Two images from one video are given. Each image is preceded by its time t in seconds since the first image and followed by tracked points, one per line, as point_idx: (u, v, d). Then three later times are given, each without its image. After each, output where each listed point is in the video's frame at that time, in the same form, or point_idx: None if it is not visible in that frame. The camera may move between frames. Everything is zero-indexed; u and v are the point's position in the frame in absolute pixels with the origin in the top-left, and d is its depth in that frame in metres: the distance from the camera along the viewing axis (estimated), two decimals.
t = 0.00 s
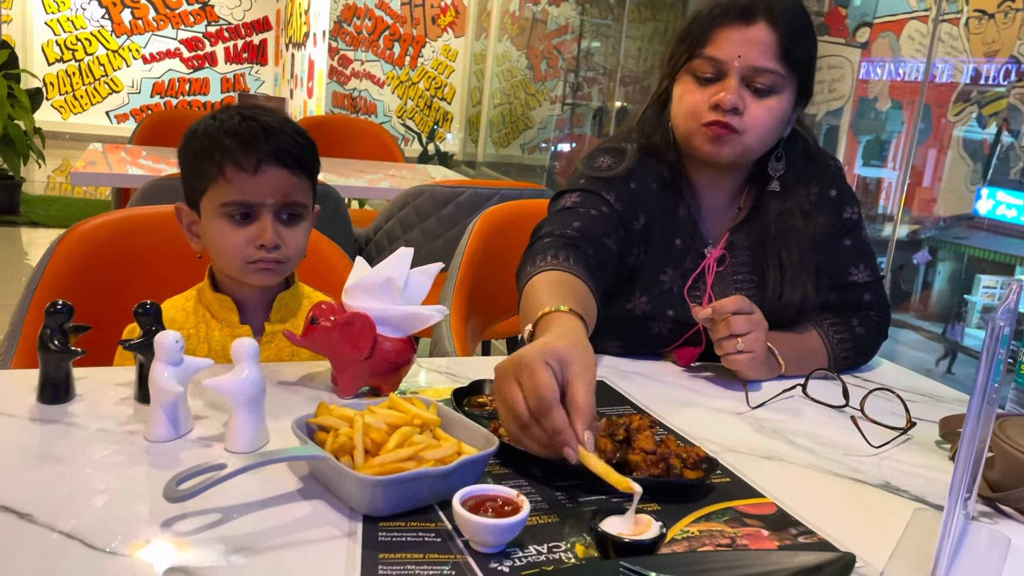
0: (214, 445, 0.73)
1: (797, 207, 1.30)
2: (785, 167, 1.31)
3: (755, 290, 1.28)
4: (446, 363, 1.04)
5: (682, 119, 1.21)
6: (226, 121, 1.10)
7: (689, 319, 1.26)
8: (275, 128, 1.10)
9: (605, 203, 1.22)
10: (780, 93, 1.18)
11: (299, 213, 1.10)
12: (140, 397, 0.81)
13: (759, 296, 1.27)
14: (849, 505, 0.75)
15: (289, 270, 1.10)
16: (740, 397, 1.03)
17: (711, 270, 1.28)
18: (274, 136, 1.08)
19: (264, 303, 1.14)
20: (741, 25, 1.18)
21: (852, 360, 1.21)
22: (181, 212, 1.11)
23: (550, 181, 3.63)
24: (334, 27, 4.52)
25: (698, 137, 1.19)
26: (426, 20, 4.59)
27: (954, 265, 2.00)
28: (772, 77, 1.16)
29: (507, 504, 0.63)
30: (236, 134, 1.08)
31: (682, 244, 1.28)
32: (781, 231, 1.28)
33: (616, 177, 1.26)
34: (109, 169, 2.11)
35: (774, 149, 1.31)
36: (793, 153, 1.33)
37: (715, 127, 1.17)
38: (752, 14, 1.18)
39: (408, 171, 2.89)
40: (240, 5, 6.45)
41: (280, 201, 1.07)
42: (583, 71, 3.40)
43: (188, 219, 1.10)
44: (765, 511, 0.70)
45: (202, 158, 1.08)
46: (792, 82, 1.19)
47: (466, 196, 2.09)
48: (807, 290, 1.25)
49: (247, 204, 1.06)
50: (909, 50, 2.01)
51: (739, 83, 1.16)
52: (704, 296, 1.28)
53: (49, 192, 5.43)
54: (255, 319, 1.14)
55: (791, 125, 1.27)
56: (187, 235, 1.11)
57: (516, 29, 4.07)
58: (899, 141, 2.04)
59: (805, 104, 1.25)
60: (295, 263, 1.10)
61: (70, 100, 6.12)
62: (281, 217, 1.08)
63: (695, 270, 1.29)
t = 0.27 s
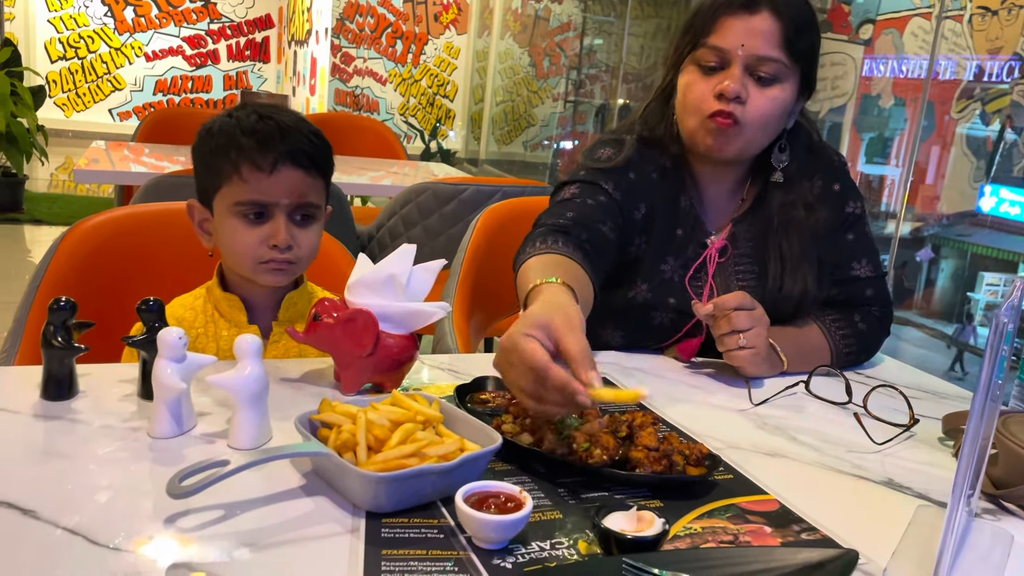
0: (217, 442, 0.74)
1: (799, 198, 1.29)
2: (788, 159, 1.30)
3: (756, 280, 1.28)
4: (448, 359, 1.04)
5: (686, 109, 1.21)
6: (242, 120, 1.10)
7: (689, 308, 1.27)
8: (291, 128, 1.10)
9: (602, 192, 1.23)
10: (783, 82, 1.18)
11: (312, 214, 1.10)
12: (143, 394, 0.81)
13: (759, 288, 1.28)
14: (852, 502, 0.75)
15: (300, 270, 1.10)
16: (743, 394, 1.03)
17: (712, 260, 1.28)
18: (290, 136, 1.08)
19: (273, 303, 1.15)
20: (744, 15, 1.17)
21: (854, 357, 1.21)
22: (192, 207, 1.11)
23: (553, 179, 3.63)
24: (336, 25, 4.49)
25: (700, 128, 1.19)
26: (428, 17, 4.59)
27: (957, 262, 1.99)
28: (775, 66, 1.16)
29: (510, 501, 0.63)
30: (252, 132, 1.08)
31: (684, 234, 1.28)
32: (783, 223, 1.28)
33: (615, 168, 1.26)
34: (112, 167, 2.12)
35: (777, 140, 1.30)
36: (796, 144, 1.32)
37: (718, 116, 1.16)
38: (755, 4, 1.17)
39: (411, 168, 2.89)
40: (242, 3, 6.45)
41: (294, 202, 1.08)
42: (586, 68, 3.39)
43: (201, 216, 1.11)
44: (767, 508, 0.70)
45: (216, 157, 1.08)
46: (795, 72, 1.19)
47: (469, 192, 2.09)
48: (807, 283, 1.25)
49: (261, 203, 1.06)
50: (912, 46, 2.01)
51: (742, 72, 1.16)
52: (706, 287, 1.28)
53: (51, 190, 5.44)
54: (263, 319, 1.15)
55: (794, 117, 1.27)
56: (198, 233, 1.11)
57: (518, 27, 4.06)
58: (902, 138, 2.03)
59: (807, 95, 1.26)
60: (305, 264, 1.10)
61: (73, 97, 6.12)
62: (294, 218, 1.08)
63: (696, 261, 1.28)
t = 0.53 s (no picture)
0: (221, 439, 0.74)
1: (803, 187, 1.31)
2: (792, 145, 1.33)
3: (757, 264, 1.30)
4: (451, 356, 1.04)
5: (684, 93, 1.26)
6: (248, 117, 1.10)
7: (691, 284, 1.30)
8: (298, 125, 1.10)
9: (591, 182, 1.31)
10: (775, 65, 1.21)
11: (321, 211, 1.10)
12: (147, 392, 0.81)
13: (759, 272, 1.29)
14: (856, 500, 0.75)
15: (309, 266, 1.10)
16: (747, 391, 1.03)
17: (714, 239, 1.31)
18: (298, 133, 1.08)
19: (277, 302, 1.15)
20: None
21: (858, 354, 1.21)
22: (197, 205, 1.11)
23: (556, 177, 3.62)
24: (340, 23, 4.55)
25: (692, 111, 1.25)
26: (431, 15, 4.58)
27: (961, 260, 1.98)
28: (767, 49, 1.20)
29: (514, 499, 0.63)
30: (260, 130, 1.08)
31: (687, 212, 1.33)
32: (785, 210, 1.30)
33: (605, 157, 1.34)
34: (116, 165, 2.12)
35: (780, 127, 1.34)
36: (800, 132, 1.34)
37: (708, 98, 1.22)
38: None
39: (414, 166, 2.89)
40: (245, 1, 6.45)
41: (304, 199, 1.08)
42: (589, 66, 3.39)
43: (205, 215, 1.11)
44: (772, 505, 0.70)
45: (223, 154, 1.07)
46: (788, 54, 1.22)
47: (472, 190, 2.08)
48: (804, 273, 1.26)
49: (270, 201, 1.06)
50: (916, 44, 2.00)
51: (733, 54, 1.20)
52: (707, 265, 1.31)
53: (55, 188, 5.44)
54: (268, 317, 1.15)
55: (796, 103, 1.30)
56: (202, 232, 1.11)
57: (521, 25, 4.06)
58: (905, 136, 2.04)
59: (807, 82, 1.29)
60: (315, 259, 1.10)
61: (76, 96, 6.13)
62: (303, 215, 1.08)
63: (698, 238, 1.32)
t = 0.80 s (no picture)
0: (223, 439, 0.74)
1: (811, 184, 1.32)
2: (797, 146, 1.34)
3: (760, 252, 1.33)
4: (455, 356, 1.04)
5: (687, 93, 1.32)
6: (265, 111, 1.11)
7: (691, 262, 1.35)
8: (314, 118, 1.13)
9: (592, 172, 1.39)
10: (768, 70, 1.24)
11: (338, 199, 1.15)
12: (150, 391, 0.81)
13: (760, 260, 1.32)
14: (859, 500, 0.74)
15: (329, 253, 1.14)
16: (749, 390, 1.03)
17: (720, 222, 1.35)
18: (318, 125, 1.12)
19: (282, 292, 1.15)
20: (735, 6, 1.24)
21: (862, 355, 1.20)
22: (211, 202, 1.09)
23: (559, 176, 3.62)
24: (342, 23, 4.57)
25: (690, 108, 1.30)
26: (434, 15, 4.58)
27: (965, 259, 1.98)
28: (759, 54, 1.23)
29: (516, 498, 0.63)
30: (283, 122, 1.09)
31: (695, 195, 1.38)
32: (790, 205, 1.31)
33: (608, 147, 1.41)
34: (119, 165, 2.12)
35: (786, 128, 1.35)
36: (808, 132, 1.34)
37: (702, 99, 1.27)
38: None
39: (417, 165, 2.89)
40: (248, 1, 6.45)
41: (328, 187, 1.11)
42: (592, 65, 3.39)
43: (220, 211, 1.09)
44: (774, 505, 0.70)
45: (248, 147, 1.07)
46: (786, 59, 1.25)
47: (475, 190, 2.08)
48: (806, 269, 1.27)
49: (300, 191, 1.08)
50: (920, 43, 1.99)
51: (728, 58, 1.25)
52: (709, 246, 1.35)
53: (58, 188, 5.45)
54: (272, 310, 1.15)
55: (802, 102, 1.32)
56: (217, 229, 1.09)
57: (524, 24, 4.06)
58: (909, 135, 2.04)
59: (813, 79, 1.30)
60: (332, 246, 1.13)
61: (79, 96, 6.14)
62: (326, 203, 1.12)
63: (705, 220, 1.36)
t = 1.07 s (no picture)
0: (227, 440, 0.74)
1: (818, 184, 1.32)
2: (809, 149, 1.34)
3: (765, 246, 1.32)
4: (458, 357, 1.04)
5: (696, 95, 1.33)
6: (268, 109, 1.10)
7: (694, 254, 1.35)
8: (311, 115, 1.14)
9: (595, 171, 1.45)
10: (773, 73, 1.24)
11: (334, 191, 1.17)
12: (155, 392, 0.81)
13: (764, 256, 1.32)
14: (861, 501, 0.74)
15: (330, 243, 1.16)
16: (752, 391, 1.03)
17: (726, 217, 1.35)
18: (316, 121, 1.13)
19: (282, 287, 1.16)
20: (740, 12, 1.26)
21: (866, 357, 1.20)
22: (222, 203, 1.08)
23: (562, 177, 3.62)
24: (346, 24, 4.55)
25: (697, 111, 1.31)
26: (437, 15, 4.56)
27: (968, 259, 1.99)
28: (763, 58, 1.24)
29: (519, 499, 0.63)
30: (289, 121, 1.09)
31: (700, 193, 1.38)
32: (796, 203, 1.31)
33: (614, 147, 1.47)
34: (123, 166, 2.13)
35: (796, 130, 1.35)
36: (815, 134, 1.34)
37: (709, 102, 1.28)
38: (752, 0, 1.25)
39: (420, 167, 2.89)
40: (252, 2, 6.46)
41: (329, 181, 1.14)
42: (595, 66, 3.36)
43: (233, 213, 1.08)
44: (777, 506, 0.70)
45: (258, 146, 1.06)
46: (792, 63, 1.25)
47: (478, 191, 2.08)
48: (807, 267, 1.27)
49: (308, 188, 1.10)
50: (924, 43, 2.00)
51: (734, 62, 1.25)
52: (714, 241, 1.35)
53: (62, 189, 5.46)
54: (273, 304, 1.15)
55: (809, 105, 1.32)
56: (229, 230, 1.09)
57: (527, 25, 4.06)
58: (912, 136, 2.02)
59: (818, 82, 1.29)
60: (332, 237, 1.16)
61: (84, 97, 6.17)
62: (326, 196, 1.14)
63: (710, 215, 1.37)
